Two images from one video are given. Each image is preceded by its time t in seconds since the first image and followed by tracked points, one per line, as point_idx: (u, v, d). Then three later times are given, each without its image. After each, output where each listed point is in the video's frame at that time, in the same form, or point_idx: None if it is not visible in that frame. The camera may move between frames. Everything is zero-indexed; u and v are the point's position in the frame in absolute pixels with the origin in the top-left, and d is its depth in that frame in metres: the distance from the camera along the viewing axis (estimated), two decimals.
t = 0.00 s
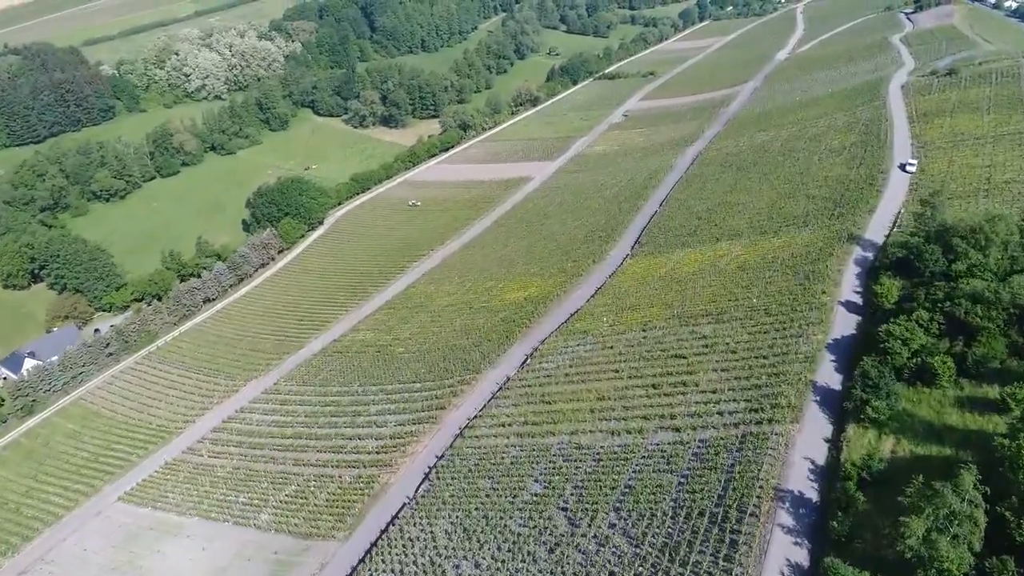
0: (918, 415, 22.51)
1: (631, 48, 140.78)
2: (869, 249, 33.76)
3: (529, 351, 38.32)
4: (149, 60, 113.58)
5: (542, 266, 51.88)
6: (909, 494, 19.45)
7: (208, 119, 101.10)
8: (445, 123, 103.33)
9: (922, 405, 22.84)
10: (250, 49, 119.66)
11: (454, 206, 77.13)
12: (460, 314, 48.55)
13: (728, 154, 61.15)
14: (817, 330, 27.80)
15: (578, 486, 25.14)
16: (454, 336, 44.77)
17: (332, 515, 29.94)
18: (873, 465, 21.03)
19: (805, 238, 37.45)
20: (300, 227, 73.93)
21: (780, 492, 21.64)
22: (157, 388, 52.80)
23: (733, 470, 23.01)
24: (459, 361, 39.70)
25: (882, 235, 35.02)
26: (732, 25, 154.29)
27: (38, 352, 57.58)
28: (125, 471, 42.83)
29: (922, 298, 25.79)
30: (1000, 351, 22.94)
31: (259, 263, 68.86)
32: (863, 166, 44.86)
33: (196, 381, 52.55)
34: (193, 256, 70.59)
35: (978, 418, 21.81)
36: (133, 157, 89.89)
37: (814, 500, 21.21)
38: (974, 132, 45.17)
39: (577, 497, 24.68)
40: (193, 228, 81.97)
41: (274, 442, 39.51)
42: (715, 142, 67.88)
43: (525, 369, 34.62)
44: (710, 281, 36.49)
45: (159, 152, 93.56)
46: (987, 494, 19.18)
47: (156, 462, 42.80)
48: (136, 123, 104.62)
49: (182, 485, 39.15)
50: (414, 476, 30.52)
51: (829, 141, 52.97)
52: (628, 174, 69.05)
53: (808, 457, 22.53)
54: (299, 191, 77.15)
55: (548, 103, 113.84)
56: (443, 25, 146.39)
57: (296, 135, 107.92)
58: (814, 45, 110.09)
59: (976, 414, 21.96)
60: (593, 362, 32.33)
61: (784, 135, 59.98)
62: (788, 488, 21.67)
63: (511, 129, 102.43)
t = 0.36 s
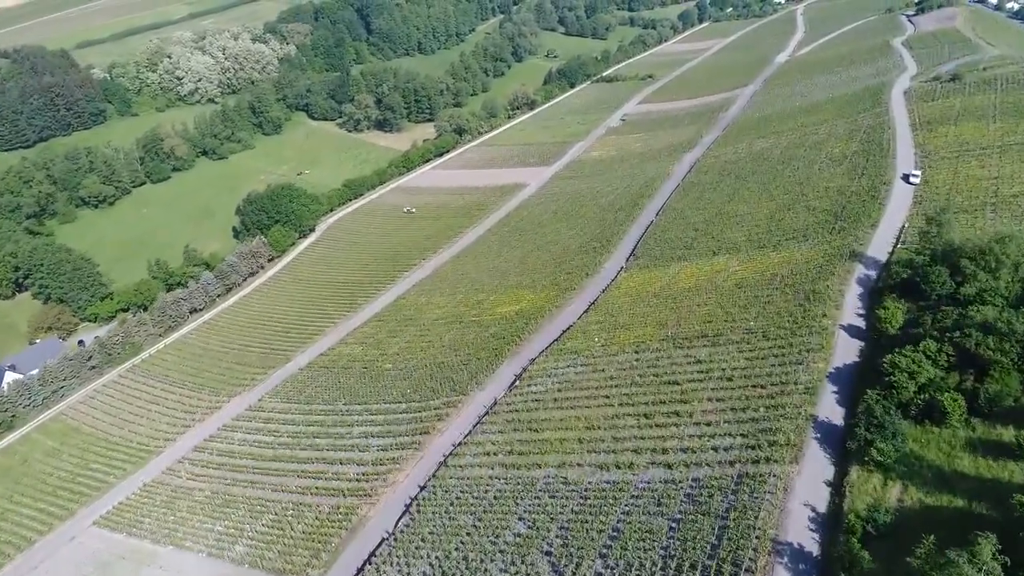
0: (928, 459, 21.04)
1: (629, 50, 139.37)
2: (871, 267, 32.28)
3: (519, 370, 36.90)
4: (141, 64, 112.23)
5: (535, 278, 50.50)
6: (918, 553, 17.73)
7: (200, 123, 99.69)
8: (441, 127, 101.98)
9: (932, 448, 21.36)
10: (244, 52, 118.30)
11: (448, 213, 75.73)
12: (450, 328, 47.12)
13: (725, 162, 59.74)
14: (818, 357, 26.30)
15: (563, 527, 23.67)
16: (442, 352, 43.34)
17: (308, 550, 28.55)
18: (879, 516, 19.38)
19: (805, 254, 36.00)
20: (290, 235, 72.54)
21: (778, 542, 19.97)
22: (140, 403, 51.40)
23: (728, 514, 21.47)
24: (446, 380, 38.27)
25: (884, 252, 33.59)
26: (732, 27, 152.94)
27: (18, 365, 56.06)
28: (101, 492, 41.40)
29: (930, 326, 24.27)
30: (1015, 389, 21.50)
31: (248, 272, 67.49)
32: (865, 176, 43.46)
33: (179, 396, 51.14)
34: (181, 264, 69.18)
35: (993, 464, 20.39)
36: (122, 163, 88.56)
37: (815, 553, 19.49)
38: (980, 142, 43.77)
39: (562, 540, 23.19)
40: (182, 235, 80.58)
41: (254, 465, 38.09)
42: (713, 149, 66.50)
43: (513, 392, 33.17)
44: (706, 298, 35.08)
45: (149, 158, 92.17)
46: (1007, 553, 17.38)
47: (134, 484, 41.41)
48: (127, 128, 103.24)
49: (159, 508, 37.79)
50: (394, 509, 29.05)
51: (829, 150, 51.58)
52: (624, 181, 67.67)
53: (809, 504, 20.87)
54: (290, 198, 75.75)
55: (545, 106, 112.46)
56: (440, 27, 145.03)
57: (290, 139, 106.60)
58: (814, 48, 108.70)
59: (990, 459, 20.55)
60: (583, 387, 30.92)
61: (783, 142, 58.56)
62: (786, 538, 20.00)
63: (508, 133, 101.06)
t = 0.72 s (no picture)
0: (937, 509, 19.70)
1: (627, 53, 137.95)
2: (874, 286, 30.82)
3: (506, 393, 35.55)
4: (132, 67, 110.79)
5: (526, 291, 49.09)
6: None
7: (191, 127, 98.21)
8: (435, 131, 100.60)
9: (941, 497, 20.01)
10: (236, 54, 116.94)
11: (441, 220, 74.28)
12: (437, 345, 45.60)
13: (723, 169, 58.30)
14: (817, 388, 24.88)
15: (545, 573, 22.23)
16: (429, 370, 41.87)
17: None
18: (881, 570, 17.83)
19: (803, 271, 34.60)
20: (280, 242, 71.16)
21: None
22: (120, 419, 49.92)
23: (721, 565, 20.04)
24: (431, 401, 36.85)
25: (886, 270, 32.15)
26: (730, 29, 151.50)
27: None
28: (75, 516, 39.94)
29: (937, 359, 22.81)
30: None
31: (236, 281, 66.06)
32: (866, 187, 42.09)
33: (160, 412, 49.67)
34: (167, 273, 67.72)
35: (1007, 519, 19.20)
36: (111, 169, 87.14)
37: None
38: (985, 151, 42.34)
39: None
40: (170, 242, 79.14)
41: (233, 489, 36.70)
42: (710, 155, 65.11)
43: (499, 417, 31.75)
44: (701, 318, 33.67)
45: (139, 163, 90.69)
46: None
47: (109, 507, 39.96)
48: (117, 132, 101.81)
49: (134, 534, 36.35)
50: (371, 546, 27.62)
51: (829, 158, 50.16)
52: (620, 188, 66.30)
53: (807, 556, 19.38)
54: (280, 204, 74.35)
55: (541, 110, 111.00)
56: (435, 29, 143.66)
57: (282, 143, 105.22)
58: (814, 51, 107.40)
59: (1004, 513, 19.29)
60: (571, 414, 29.49)
61: (782, 150, 57.17)
62: None
63: (503, 137, 99.67)
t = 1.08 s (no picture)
0: (944, 562, 18.31)
1: (625, 55, 136.61)
2: (876, 306, 29.47)
3: (493, 414, 34.20)
4: (124, 69, 109.49)
5: (518, 303, 47.78)
6: None
7: (182, 131, 96.89)
8: (430, 135, 99.28)
9: (949, 548, 18.59)
10: (230, 56, 115.64)
11: (434, 227, 72.98)
12: (426, 359, 44.32)
13: (720, 177, 56.98)
14: (816, 420, 23.55)
15: None
16: (416, 388, 40.56)
17: None
18: None
19: (802, 288, 33.26)
20: (269, 250, 69.86)
21: None
22: (100, 434, 48.59)
23: None
24: (416, 422, 35.58)
25: (888, 288, 30.81)
26: (729, 30, 150.13)
27: None
28: (50, 539, 38.71)
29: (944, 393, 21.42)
30: None
31: (223, 290, 64.77)
32: (867, 198, 40.79)
33: (141, 427, 48.34)
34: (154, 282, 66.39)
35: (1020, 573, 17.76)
36: (100, 174, 85.85)
37: None
38: (990, 161, 41.02)
39: None
40: (159, 250, 77.87)
41: (211, 513, 35.44)
42: (708, 162, 63.79)
43: (485, 441, 30.44)
44: (695, 338, 32.37)
45: (129, 167, 89.40)
46: None
47: (85, 529, 38.71)
48: (108, 136, 100.49)
49: (108, 559, 35.06)
50: None
51: (830, 167, 48.84)
52: (616, 195, 64.97)
53: None
54: (269, 210, 73.01)
55: (538, 113, 109.68)
56: (432, 31, 142.33)
57: (275, 147, 103.95)
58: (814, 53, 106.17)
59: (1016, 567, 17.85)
60: (559, 441, 28.13)
61: (781, 157, 55.85)
62: None
63: (499, 141, 98.36)
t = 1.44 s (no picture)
0: None
1: (623, 57, 135.27)
2: (879, 329, 28.02)
3: (479, 440, 32.87)
4: (116, 72, 108.21)
5: (509, 317, 46.42)
6: None
7: (173, 135, 95.57)
8: (425, 139, 97.94)
9: None
10: (223, 59, 114.32)
11: (427, 235, 71.59)
12: (413, 376, 42.95)
13: (718, 185, 55.57)
14: (817, 459, 22.11)
15: None
16: (402, 408, 39.21)
17: None
18: None
19: (801, 308, 31.87)
20: (259, 259, 68.54)
21: None
22: (78, 451, 47.22)
23: None
24: (400, 446, 34.21)
25: (892, 310, 29.35)
26: (729, 32, 148.72)
27: None
28: (23, 565, 37.42)
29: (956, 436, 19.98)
30: None
31: (210, 300, 63.40)
32: (868, 211, 39.45)
33: (121, 444, 46.96)
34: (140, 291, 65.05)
35: None
36: (89, 180, 84.60)
37: None
38: (997, 172, 39.58)
39: None
40: (147, 257, 76.54)
41: (186, 541, 34.15)
42: (706, 169, 62.44)
43: (468, 470, 29.00)
44: (690, 361, 30.99)
45: (119, 172, 88.11)
46: None
47: (58, 555, 37.41)
48: (99, 141, 99.16)
49: None
50: None
51: (830, 176, 47.43)
52: (611, 203, 63.65)
53: None
54: (259, 218, 71.20)
55: (535, 116, 108.37)
56: (429, 33, 141.02)
57: (269, 151, 102.65)
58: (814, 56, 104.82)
59: None
60: (546, 474, 26.68)
61: (781, 165, 54.44)
62: None
63: (495, 145, 97.06)
